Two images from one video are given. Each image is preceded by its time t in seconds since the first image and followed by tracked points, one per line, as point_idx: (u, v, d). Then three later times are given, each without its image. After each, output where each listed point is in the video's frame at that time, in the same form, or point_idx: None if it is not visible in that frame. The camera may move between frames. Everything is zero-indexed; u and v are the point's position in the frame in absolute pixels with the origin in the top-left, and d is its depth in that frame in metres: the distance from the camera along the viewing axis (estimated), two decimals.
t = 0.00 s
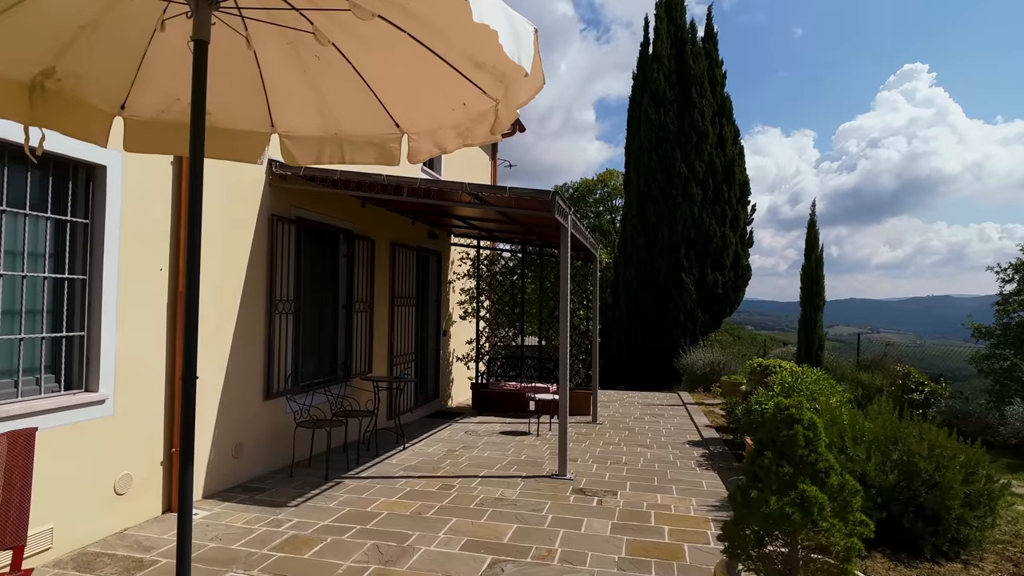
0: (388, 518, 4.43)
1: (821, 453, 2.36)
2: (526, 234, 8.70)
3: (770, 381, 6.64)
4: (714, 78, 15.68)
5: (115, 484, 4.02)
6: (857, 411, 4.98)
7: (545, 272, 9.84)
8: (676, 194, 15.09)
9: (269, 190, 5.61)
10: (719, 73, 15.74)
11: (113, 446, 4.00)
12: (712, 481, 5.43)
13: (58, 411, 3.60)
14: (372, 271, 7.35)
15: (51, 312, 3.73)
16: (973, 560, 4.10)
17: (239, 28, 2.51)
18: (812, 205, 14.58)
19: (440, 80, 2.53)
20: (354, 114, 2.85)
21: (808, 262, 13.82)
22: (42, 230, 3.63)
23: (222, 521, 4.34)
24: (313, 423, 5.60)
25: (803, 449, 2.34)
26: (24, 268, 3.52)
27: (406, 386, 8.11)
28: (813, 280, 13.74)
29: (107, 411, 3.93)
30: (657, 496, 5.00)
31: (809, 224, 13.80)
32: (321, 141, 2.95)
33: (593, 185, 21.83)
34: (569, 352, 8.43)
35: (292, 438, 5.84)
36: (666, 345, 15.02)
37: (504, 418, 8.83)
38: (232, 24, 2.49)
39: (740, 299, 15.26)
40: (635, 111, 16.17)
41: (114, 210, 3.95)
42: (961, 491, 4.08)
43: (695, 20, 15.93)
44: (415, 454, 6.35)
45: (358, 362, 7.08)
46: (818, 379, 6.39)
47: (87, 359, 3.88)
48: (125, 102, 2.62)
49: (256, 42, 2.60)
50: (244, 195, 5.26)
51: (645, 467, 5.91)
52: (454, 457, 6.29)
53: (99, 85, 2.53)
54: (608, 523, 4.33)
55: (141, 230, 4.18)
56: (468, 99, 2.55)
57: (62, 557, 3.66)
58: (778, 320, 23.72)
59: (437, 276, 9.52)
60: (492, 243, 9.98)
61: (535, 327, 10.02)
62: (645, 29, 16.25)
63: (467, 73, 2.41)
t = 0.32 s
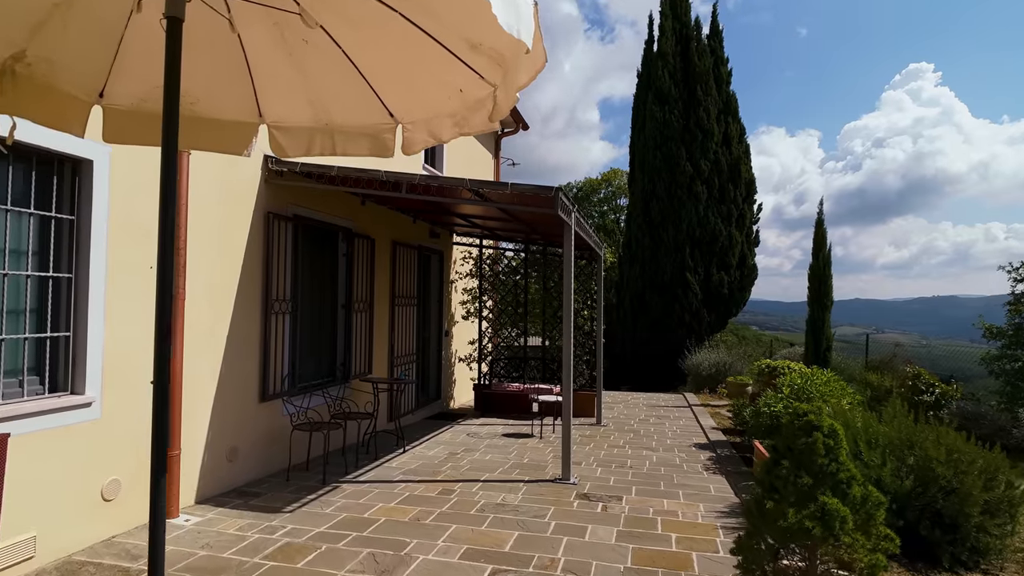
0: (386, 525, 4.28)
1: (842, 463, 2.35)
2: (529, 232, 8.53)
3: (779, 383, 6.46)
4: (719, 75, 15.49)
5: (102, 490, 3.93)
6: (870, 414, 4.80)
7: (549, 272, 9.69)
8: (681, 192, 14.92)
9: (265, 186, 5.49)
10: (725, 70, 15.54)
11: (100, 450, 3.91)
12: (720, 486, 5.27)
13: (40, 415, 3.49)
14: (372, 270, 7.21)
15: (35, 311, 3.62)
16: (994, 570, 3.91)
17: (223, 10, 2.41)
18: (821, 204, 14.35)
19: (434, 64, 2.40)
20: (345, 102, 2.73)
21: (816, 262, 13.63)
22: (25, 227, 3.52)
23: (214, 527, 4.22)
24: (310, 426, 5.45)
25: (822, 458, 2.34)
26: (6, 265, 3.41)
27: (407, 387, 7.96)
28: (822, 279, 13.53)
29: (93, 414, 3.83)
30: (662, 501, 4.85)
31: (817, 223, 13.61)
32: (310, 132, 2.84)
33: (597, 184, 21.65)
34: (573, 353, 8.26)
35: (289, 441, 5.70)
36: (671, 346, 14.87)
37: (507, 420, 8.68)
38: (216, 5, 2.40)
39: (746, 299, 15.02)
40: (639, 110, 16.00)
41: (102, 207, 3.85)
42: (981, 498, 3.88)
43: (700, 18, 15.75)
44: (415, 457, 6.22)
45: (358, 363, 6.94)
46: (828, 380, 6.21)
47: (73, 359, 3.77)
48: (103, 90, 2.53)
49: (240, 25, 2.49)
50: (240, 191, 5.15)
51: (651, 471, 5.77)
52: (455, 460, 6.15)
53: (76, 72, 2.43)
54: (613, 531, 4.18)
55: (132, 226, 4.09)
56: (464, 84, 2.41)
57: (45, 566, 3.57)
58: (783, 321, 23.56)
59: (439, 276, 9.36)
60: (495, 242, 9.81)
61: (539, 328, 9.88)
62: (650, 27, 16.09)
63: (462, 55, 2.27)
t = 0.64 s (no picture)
0: (380, 534, 4.13)
1: (862, 478, 2.36)
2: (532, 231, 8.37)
3: (787, 386, 6.30)
4: (725, 73, 15.29)
5: (86, 498, 3.81)
6: (882, 417, 4.61)
7: (552, 271, 9.53)
8: (686, 191, 14.74)
9: (260, 184, 5.35)
10: (731, 67, 15.35)
11: (85, 456, 3.80)
12: (728, 493, 5.10)
13: (18, 420, 3.38)
14: (372, 270, 7.07)
15: (16, 313, 3.52)
16: None
17: None
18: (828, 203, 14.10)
19: (424, 48, 2.24)
20: (333, 91, 2.59)
21: (824, 261, 13.43)
22: (5, 225, 3.42)
23: (203, 536, 4.09)
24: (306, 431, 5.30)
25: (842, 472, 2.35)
26: None
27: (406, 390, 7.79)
28: (830, 279, 13.32)
29: (77, 419, 3.72)
30: (668, 509, 4.68)
31: (825, 222, 13.41)
32: (297, 123, 2.70)
33: (601, 183, 21.46)
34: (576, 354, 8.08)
35: (284, 445, 5.56)
36: (676, 346, 14.69)
37: (510, 423, 8.52)
38: None
39: (752, 299, 14.84)
40: (644, 108, 15.82)
41: (85, 204, 3.74)
42: (1003, 507, 3.45)
43: (705, 15, 15.55)
44: (414, 461, 6.07)
45: (357, 365, 6.79)
46: (839, 383, 6.02)
47: (56, 363, 3.66)
48: (76, 78, 2.40)
49: (219, 9, 2.35)
50: (234, 190, 5.04)
51: (656, 476, 5.60)
52: (455, 464, 6.00)
53: (45, 59, 2.30)
54: (616, 540, 4.02)
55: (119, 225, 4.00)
56: (457, 71, 2.26)
57: None
58: (790, 321, 23.32)
59: (441, 276, 9.20)
60: (498, 242, 9.64)
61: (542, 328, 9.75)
62: (654, 24, 15.89)
63: (454, 38, 2.12)
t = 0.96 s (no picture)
0: (376, 543, 4.01)
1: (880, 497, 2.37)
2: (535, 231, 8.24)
3: (795, 389, 6.17)
4: (731, 71, 15.11)
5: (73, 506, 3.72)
6: (894, 422, 4.45)
7: (556, 272, 9.38)
8: (691, 190, 14.57)
9: (255, 184, 5.23)
10: (737, 65, 15.16)
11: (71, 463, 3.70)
12: (735, 500, 4.95)
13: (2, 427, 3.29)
14: (371, 271, 6.95)
15: None
16: None
17: None
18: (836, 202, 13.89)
19: (413, 36, 2.12)
20: (320, 84, 2.47)
21: (832, 262, 13.24)
22: None
23: (193, 545, 3.98)
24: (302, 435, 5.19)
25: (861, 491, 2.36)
26: None
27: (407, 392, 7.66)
28: (837, 280, 13.11)
29: (63, 425, 3.62)
30: (673, 517, 4.54)
31: (832, 221, 13.23)
32: (283, 118, 2.58)
33: (606, 182, 21.29)
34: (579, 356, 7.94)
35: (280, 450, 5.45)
36: (682, 347, 14.53)
37: (512, 425, 8.39)
38: None
39: (758, 299, 14.68)
40: (649, 106, 15.67)
41: (71, 204, 3.63)
42: None
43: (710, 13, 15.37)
44: (414, 466, 5.93)
45: (356, 367, 6.67)
46: (849, 388, 5.85)
47: (41, 367, 3.56)
48: (50, 71, 2.30)
49: None
50: (228, 189, 4.93)
51: (661, 482, 5.46)
52: (456, 469, 5.87)
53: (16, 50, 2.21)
54: (620, 551, 3.88)
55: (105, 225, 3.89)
56: (449, 61, 2.13)
57: None
58: (797, 321, 23.11)
59: (443, 276, 9.08)
60: (501, 242, 9.50)
61: (545, 329, 9.61)
62: (659, 22, 15.73)
63: (443, 24, 1.99)
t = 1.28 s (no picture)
0: (372, 550, 3.90)
1: (904, 510, 2.35)
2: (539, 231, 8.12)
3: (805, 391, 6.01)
4: (738, 68, 14.92)
5: (62, 511, 3.63)
6: (909, 426, 4.30)
7: (560, 272, 9.25)
8: (698, 189, 14.40)
9: (251, 181, 5.13)
10: (744, 63, 14.98)
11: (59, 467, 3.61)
12: (743, 506, 4.81)
13: None
14: (371, 270, 6.84)
15: None
16: None
17: None
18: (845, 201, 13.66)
19: (402, 19, 2.00)
20: (307, 74, 2.37)
21: (841, 261, 13.03)
22: None
23: (185, 551, 3.88)
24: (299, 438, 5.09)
25: (881, 505, 2.33)
26: None
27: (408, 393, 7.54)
28: (846, 279, 12.91)
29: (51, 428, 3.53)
30: (679, 523, 4.41)
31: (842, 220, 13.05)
32: (269, 110, 2.48)
33: (611, 182, 21.14)
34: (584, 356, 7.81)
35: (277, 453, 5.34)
36: (688, 348, 14.37)
37: (516, 427, 8.26)
38: None
39: (766, 299, 14.50)
40: (655, 105, 15.52)
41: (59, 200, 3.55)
42: None
43: (717, 10, 15.21)
44: (414, 469, 5.82)
45: (356, 368, 6.57)
46: (861, 390, 5.70)
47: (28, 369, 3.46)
48: (25, 60, 2.21)
49: None
50: (224, 187, 4.83)
51: (667, 487, 5.32)
52: (457, 473, 5.75)
53: None
54: (624, 559, 3.76)
55: (94, 222, 3.79)
56: (439, 46, 2.01)
57: None
58: (805, 321, 22.90)
59: (445, 276, 8.96)
60: (504, 241, 9.37)
61: (550, 329, 9.48)
62: (665, 19, 15.58)
63: (431, 6, 1.88)
